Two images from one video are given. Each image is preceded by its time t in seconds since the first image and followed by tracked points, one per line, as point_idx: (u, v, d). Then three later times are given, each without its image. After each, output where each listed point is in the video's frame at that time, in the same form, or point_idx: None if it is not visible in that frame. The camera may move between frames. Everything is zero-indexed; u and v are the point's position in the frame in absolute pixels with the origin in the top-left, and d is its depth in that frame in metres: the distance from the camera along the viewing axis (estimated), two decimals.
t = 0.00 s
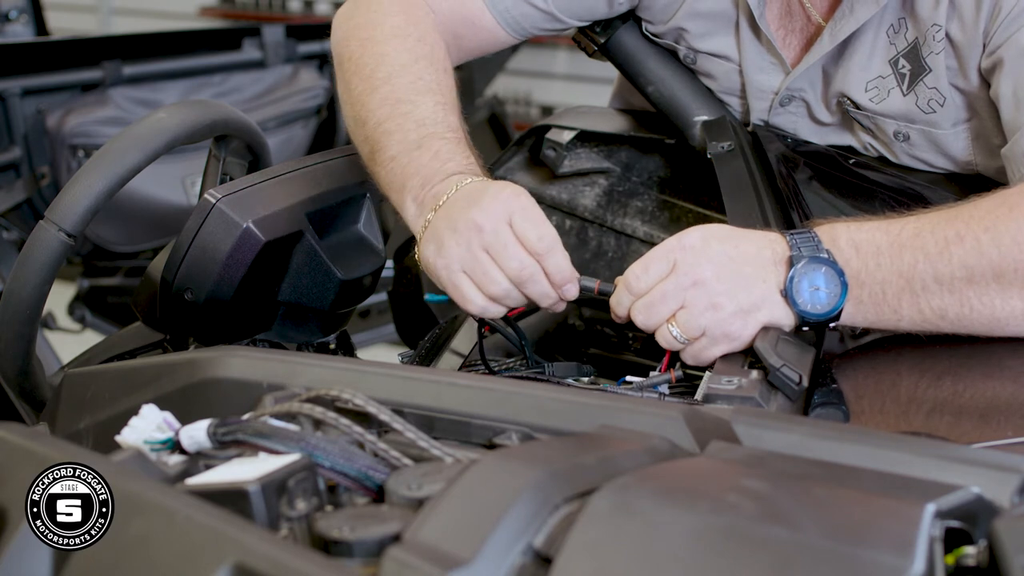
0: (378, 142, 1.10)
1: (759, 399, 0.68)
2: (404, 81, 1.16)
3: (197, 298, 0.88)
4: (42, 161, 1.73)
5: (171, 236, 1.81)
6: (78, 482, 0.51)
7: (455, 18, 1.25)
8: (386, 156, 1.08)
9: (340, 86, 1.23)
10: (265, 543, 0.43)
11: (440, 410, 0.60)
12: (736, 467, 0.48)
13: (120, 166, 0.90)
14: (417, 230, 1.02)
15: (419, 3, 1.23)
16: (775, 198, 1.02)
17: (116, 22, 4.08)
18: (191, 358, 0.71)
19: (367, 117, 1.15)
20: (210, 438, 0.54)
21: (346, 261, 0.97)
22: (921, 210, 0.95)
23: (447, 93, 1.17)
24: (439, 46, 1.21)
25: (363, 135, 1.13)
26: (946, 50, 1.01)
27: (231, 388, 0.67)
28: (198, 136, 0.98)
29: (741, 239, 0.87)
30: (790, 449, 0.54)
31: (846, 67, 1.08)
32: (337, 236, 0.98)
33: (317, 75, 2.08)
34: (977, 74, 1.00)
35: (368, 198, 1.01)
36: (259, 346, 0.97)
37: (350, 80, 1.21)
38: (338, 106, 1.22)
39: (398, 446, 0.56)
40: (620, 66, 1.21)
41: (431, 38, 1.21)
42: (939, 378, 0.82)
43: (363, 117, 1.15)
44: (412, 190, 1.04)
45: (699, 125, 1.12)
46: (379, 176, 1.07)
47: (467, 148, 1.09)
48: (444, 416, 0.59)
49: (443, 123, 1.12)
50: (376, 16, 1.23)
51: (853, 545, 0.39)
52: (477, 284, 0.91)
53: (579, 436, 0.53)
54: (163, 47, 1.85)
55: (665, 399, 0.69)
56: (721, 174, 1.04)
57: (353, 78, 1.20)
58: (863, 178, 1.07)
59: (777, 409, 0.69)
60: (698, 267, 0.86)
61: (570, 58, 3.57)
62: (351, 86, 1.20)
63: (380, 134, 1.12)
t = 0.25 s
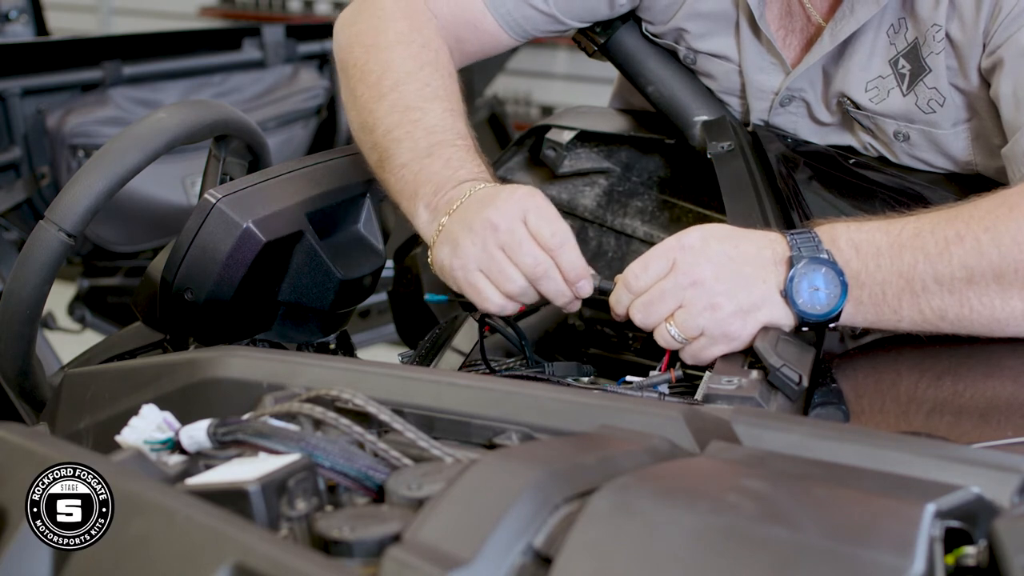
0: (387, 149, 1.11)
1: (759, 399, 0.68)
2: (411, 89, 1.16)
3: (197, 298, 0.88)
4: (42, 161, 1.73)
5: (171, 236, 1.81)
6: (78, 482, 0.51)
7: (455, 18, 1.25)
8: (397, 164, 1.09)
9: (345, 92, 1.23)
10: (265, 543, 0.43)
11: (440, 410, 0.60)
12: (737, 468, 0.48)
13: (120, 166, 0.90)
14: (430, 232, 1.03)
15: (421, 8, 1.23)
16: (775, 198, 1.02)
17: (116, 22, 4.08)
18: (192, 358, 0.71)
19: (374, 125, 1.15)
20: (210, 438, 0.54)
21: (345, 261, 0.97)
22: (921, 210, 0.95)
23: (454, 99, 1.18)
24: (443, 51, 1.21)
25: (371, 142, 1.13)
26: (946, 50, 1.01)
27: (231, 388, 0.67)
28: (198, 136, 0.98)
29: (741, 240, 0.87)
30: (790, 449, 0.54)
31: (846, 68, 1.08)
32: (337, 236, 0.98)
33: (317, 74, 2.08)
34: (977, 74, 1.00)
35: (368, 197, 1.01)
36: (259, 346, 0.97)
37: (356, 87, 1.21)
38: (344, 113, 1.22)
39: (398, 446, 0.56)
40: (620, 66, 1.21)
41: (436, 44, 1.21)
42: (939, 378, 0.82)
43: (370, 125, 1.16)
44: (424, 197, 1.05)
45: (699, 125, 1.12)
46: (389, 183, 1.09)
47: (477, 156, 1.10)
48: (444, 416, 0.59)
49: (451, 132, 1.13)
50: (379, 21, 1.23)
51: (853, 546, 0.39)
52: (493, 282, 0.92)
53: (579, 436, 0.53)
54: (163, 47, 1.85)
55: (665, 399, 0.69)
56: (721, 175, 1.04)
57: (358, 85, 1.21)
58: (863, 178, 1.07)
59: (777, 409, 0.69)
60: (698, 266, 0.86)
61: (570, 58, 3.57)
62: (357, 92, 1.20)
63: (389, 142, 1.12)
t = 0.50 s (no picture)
0: (391, 152, 1.11)
1: (759, 399, 0.68)
2: (414, 91, 1.16)
3: (197, 298, 0.88)
4: (42, 161, 1.73)
5: (171, 236, 1.81)
6: (78, 482, 0.51)
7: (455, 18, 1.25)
8: (401, 168, 1.09)
9: (348, 95, 1.23)
10: (265, 543, 0.43)
11: (440, 410, 0.60)
12: (737, 467, 0.48)
13: (120, 167, 0.90)
14: (437, 242, 1.03)
15: (424, 9, 1.23)
16: (775, 198, 1.02)
17: (116, 22, 4.08)
18: (191, 358, 0.71)
19: (377, 127, 1.15)
20: (210, 438, 0.54)
21: (345, 261, 0.97)
22: (921, 210, 0.95)
23: (457, 100, 1.18)
24: (446, 52, 1.21)
25: (374, 144, 1.13)
26: (945, 50, 1.01)
27: (231, 388, 0.67)
28: (198, 136, 0.98)
29: (742, 238, 0.87)
30: (790, 449, 0.54)
31: (846, 68, 1.08)
32: (337, 236, 0.98)
33: (317, 74, 2.08)
34: (977, 74, 1.00)
35: (368, 197, 1.01)
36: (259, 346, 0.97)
37: (359, 89, 1.21)
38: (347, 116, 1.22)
39: (398, 446, 0.56)
40: (620, 66, 1.21)
41: (439, 45, 1.21)
42: (939, 377, 0.82)
43: (374, 127, 1.16)
44: (428, 202, 1.06)
45: (700, 125, 1.12)
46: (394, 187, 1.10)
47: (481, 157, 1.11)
48: (444, 416, 0.59)
49: (455, 134, 1.13)
50: (382, 23, 1.23)
51: (853, 546, 0.39)
52: (504, 303, 0.91)
53: (579, 436, 0.53)
54: (163, 47, 1.85)
55: (665, 399, 0.69)
56: (721, 174, 1.04)
57: (361, 88, 1.21)
58: (863, 178, 1.07)
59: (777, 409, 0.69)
60: (699, 263, 0.86)
61: (570, 58, 3.57)
62: (360, 95, 1.20)
63: (393, 144, 1.12)
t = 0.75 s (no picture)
0: (391, 158, 1.12)
1: (759, 399, 0.68)
2: (414, 93, 1.16)
3: (196, 298, 0.88)
4: (42, 161, 1.73)
5: (171, 236, 1.81)
6: (78, 482, 0.51)
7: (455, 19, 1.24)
8: (402, 175, 1.10)
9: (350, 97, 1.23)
10: (264, 543, 0.43)
11: (441, 410, 0.60)
12: (737, 468, 0.48)
13: (120, 167, 0.90)
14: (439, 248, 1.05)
15: (425, 11, 1.23)
16: (775, 198, 1.02)
17: (116, 22, 4.08)
18: (192, 358, 0.71)
19: (378, 130, 1.15)
20: (210, 438, 0.54)
21: (345, 261, 0.97)
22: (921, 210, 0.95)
23: (457, 101, 1.18)
24: (446, 53, 1.21)
25: (374, 149, 1.13)
26: (946, 50, 1.01)
27: (231, 388, 0.67)
28: (198, 136, 0.98)
29: (742, 238, 0.87)
30: (791, 449, 0.54)
31: (846, 68, 1.08)
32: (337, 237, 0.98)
33: (317, 74, 2.08)
34: (977, 74, 1.00)
35: (368, 197, 1.01)
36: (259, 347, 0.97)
37: (361, 92, 1.21)
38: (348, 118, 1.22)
39: (398, 446, 0.56)
40: (620, 66, 1.22)
41: (440, 47, 1.21)
42: (939, 377, 0.82)
43: (374, 130, 1.16)
44: (428, 211, 1.08)
45: (700, 125, 1.12)
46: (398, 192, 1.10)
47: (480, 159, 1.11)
48: (444, 416, 0.59)
49: (453, 135, 1.13)
50: (383, 25, 1.23)
51: (854, 546, 0.39)
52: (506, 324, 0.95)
53: (579, 436, 0.53)
54: (163, 47, 1.85)
55: (666, 399, 0.69)
56: (721, 175, 1.04)
57: (362, 91, 1.21)
58: (863, 178, 1.07)
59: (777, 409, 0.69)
60: (699, 262, 0.85)
61: (570, 58, 3.57)
62: (361, 97, 1.21)
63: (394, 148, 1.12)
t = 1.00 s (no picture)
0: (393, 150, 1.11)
1: (759, 399, 0.68)
2: (418, 90, 1.16)
3: (196, 298, 0.88)
4: (42, 161, 1.73)
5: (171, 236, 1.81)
6: (78, 482, 0.51)
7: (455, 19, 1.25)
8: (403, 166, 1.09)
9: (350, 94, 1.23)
10: (264, 543, 0.43)
11: (441, 410, 0.60)
12: (737, 468, 0.48)
13: (120, 167, 0.90)
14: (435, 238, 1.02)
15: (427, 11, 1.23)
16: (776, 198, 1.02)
17: (116, 22, 4.08)
18: (192, 358, 0.71)
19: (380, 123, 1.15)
20: (210, 438, 0.54)
21: (345, 261, 0.97)
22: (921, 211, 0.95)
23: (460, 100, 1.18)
24: (447, 53, 1.21)
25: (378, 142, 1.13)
26: (945, 50, 1.01)
27: (231, 388, 0.67)
28: (198, 136, 0.98)
29: (742, 238, 0.87)
30: (791, 450, 0.54)
31: (846, 68, 1.08)
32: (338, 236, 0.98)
33: (317, 74, 2.08)
34: (977, 74, 1.00)
35: (368, 197, 1.01)
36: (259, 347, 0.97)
37: (361, 87, 1.20)
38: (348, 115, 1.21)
39: (398, 446, 0.56)
40: (620, 66, 1.21)
41: (440, 45, 1.21)
42: (939, 378, 0.82)
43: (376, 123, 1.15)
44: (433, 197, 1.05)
45: (699, 125, 1.12)
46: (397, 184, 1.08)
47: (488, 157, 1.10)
48: (445, 416, 0.59)
49: (461, 134, 1.13)
50: (384, 24, 1.24)
51: (853, 546, 0.39)
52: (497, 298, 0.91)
53: (579, 436, 0.53)
54: (163, 47, 1.85)
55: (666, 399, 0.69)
56: (721, 176, 1.04)
57: (363, 86, 1.20)
58: (863, 178, 1.07)
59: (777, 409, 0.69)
60: (699, 264, 0.86)
61: (570, 58, 3.57)
62: (362, 92, 1.20)
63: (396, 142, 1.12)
